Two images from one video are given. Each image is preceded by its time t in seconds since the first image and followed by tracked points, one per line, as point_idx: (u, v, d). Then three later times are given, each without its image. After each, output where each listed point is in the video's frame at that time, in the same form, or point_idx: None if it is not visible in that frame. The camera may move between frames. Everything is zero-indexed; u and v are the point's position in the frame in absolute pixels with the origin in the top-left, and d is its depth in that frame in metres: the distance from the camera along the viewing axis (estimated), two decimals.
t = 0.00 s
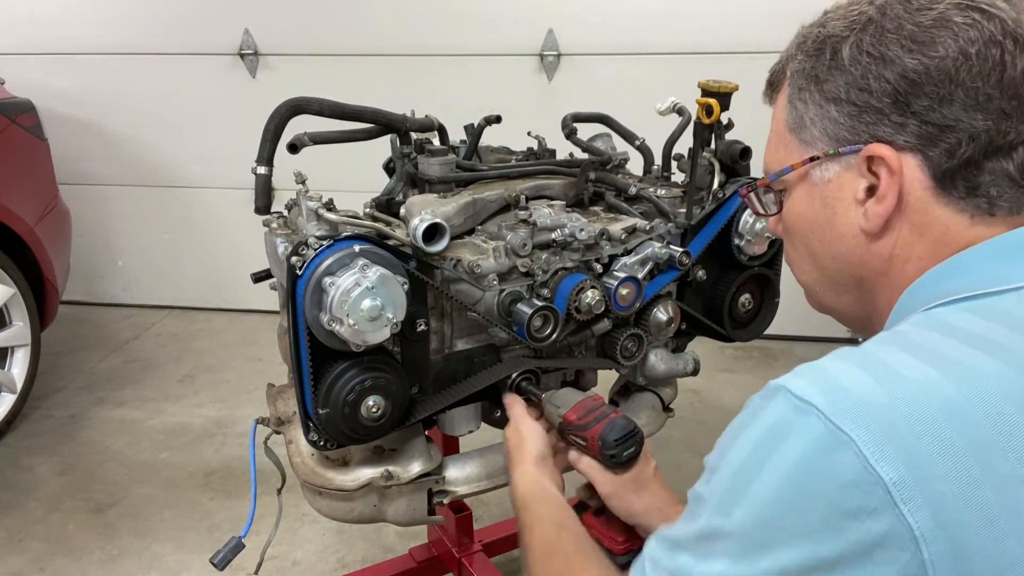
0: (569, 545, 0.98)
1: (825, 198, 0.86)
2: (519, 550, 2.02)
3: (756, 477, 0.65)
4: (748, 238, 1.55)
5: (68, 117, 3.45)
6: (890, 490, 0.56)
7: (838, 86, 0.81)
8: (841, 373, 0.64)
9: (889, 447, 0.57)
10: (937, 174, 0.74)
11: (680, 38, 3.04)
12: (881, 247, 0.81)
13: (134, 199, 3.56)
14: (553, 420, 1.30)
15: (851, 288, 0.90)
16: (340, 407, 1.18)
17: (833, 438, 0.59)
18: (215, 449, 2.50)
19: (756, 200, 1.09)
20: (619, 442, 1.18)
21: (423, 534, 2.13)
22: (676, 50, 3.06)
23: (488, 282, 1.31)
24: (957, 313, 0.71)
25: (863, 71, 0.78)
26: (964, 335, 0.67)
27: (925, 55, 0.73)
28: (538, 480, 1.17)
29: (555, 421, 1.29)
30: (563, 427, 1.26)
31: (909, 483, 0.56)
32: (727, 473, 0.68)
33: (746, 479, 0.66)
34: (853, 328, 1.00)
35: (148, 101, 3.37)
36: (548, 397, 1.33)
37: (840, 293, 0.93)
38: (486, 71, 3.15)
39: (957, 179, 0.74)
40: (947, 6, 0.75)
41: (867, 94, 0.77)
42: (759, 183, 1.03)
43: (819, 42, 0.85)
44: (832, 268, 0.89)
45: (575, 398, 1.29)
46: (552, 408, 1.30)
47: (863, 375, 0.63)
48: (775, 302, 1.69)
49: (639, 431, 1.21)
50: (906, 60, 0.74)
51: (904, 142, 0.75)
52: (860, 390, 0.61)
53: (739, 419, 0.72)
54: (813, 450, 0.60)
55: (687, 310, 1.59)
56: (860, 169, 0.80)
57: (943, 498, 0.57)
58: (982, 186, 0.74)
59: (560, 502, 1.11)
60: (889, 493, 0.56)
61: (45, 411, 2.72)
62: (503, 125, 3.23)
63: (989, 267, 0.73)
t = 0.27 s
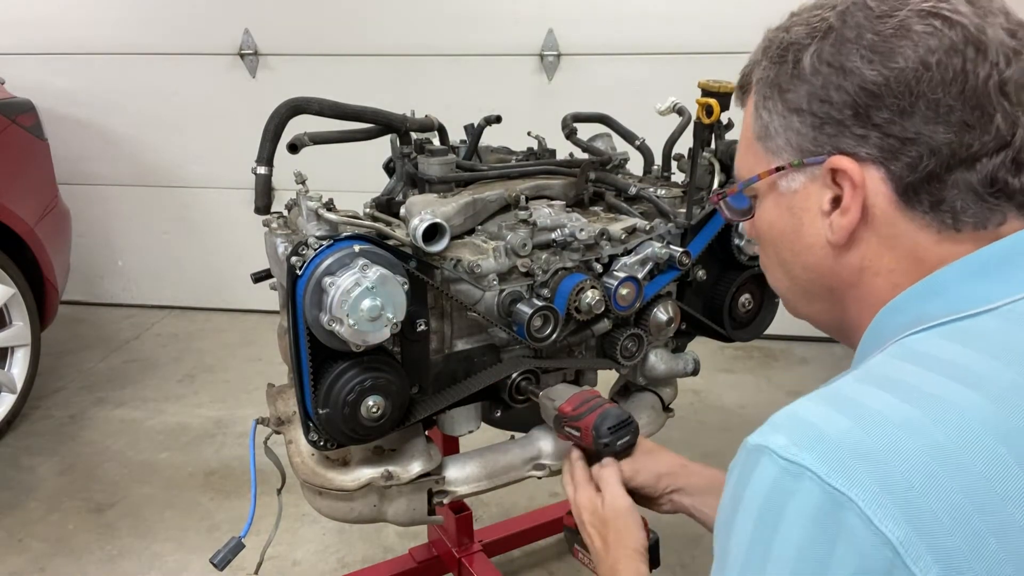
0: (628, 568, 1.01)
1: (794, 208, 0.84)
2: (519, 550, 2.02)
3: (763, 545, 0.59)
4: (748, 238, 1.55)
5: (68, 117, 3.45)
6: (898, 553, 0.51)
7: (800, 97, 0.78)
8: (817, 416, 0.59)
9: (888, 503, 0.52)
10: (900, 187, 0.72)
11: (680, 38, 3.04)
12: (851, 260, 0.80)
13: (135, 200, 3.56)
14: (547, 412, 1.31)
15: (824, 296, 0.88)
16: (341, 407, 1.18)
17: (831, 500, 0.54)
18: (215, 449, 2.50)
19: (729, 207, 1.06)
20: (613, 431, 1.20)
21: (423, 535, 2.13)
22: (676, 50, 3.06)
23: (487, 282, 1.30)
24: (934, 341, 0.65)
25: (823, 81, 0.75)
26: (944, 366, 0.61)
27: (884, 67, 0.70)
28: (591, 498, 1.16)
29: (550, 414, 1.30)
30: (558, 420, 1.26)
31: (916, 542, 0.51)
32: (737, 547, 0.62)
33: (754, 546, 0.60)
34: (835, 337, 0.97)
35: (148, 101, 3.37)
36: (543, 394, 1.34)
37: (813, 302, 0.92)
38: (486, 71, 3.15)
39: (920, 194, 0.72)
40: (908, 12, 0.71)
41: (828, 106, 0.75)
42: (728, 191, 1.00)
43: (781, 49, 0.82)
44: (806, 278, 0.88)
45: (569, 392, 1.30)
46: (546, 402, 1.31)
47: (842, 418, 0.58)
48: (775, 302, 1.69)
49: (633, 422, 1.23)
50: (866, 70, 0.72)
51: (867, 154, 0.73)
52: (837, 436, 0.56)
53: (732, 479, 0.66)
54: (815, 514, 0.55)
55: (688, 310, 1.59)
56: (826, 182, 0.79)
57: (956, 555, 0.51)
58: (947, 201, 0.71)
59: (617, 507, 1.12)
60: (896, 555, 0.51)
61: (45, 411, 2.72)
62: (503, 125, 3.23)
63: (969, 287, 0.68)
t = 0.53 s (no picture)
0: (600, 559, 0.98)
1: (778, 221, 0.84)
2: (519, 550, 2.02)
3: (760, 570, 0.58)
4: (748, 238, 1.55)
5: (68, 117, 3.45)
6: (891, 569, 0.49)
7: (779, 112, 0.78)
8: (805, 432, 0.59)
9: (880, 518, 0.51)
10: (882, 203, 0.73)
11: (681, 38, 3.04)
12: (836, 274, 0.80)
13: (135, 200, 3.57)
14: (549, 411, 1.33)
15: (811, 307, 0.88)
16: (340, 407, 1.18)
17: (823, 515, 0.53)
18: (215, 449, 2.49)
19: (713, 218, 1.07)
20: (614, 428, 1.19)
21: (423, 534, 2.13)
22: (676, 50, 3.06)
23: (487, 282, 1.30)
24: (926, 353, 0.64)
25: (801, 97, 0.75)
26: (936, 377, 0.60)
27: (862, 82, 0.70)
28: (595, 497, 1.14)
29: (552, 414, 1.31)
30: (560, 418, 1.28)
31: (907, 555, 0.50)
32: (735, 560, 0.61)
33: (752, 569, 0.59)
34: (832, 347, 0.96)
35: (148, 102, 3.37)
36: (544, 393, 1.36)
37: (801, 313, 0.92)
38: (486, 71, 3.15)
39: (903, 209, 0.72)
40: (886, 25, 0.71)
41: (808, 121, 0.75)
42: (712, 203, 1.00)
43: (761, 63, 0.81)
44: (794, 289, 0.87)
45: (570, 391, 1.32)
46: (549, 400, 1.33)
47: (835, 432, 0.57)
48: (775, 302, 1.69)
49: (634, 419, 1.22)
50: (844, 85, 0.71)
51: (848, 170, 0.73)
52: (831, 449, 0.55)
53: (728, 492, 0.66)
54: (807, 529, 0.54)
55: (688, 310, 1.59)
56: (808, 196, 0.79)
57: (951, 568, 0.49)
58: (930, 216, 0.71)
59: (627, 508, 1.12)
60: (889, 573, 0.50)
61: (45, 411, 2.72)
62: (504, 125, 3.23)
63: (958, 301, 0.67)
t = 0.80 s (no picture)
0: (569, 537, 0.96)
1: (802, 210, 0.84)
2: (519, 550, 2.02)
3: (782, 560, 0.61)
4: (748, 239, 1.55)
5: (67, 117, 3.45)
6: (913, 564, 0.52)
7: (808, 97, 0.78)
8: (829, 425, 0.61)
9: (903, 515, 0.53)
10: (908, 189, 0.73)
11: (680, 38, 3.04)
12: (859, 261, 0.80)
13: (134, 200, 3.57)
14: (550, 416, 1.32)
15: (830, 296, 0.89)
16: (340, 407, 1.18)
17: (847, 510, 0.55)
18: (215, 449, 2.49)
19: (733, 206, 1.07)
20: (614, 440, 1.18)
21: (423, 534, 2.13)
22: (676, 50, 3.06)
23: (488, 282, 1.31)
24: (947, 347, 0.66)
25: (832, 81, 0.75)
26: (959, 373, 0.62)
27: (895, 67, 0.70)
28: (591, 505, 1.14)
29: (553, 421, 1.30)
30: (561, 426, 1.26)
31: (931, 554, 0.52)
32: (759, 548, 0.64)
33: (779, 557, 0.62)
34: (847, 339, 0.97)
35: (148, 101, 3.37)
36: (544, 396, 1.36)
37: (819, 304, 0.92)
38: (486, 72, 3.15)
39: (929, 197, 0.72)
40: (921, 11, 0.71)
41: (838, 106, 0.75)
42: (734, 191, 1.01)
43: (792, 47, 0.81)
44: (814, 278, 0.88)
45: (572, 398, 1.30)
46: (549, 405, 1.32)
47: (857, 427, 0.60)
48: (775, 303, 1.69)
49: (636, 430, 1.21)
50: (876, 70, 0.71)
51: (876, 155, 0.73)
52: (855, 444, 0.58)
53: (751, 479, 0.68)
54: (830, 523, 0.56)
55: (688, 310, 1.59)
56: (833, 182, 0.79)
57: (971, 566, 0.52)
58: (956, 204, 0.71)
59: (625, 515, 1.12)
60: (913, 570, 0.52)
61: (45, 411, 2.72)
62: (504, 125, 3.23)
63: (981, 293, 0.68)
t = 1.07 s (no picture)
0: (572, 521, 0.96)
1: (858, 183, 0.85)
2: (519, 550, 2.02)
3: (818, 532, 0.60)
4: (748, 238, 1.55)
5: (67, 117, 3.45)
6: (966, 529, 0.54)
7: (878, 67, 0.81)
8: (884, 394, 0.62)
9: (959, 479, 0.55)
10: (972, 160, 0.74)
11: (680, 38, 3.04)
12: (914, 234, 0.81)
13: (134, 200, 3.57)
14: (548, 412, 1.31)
15: (881, 276, 0.89)
16: (340, 407, 1.18)
17: (901, 475, 0.56)
18: (215, 449, 2.49)
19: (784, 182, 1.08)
20: (616, 432, 1.20)
21: (423, 534, 2.13)
22: (676, 50, 3.06)
23: (488, 283, 1.31)
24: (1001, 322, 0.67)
25: (903, 51, 0.79)
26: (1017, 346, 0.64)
27: (970, 38, 0.74)
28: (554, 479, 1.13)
29: (552, 417, 1.29)
30: (561, 421, 1.26)
31: (985, 520, 0.54)
32: (786, 519, 0.63)
33: (810, 529, 0.61)
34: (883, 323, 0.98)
35: (147, 100, 3.37)
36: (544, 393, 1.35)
37: (869, 283, 0.92)
38: (485, 72, 3.15)
39: (992, 168, 0.73)
40: None
41: (906, 75, 0.78)
42: (787, 165, 1.02)
43: (862, 24, 0.86)
44: (864, 255, 0.88)
45: (571, 393, 1.30)
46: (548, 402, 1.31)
47: (910, 396, 0.61)
48: (775, 302, 1.69)
49: (636, 422, 1.22)
50: (951, 41, 0.75)
51: (941, 126, 0.75)
52: (910, 412, 0.59)
53: (789, 450, 0.68)
54: (882, 489, 0.57)
55: (687, 310, 1.59)
56: (895, 153, 0.80)
57: None
58: (1019, 176, 0.72)
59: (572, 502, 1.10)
60: (966, 534, 0.54)
61: (45, 411, 2.72)
62: (504, 125, 3.23)
63: None
